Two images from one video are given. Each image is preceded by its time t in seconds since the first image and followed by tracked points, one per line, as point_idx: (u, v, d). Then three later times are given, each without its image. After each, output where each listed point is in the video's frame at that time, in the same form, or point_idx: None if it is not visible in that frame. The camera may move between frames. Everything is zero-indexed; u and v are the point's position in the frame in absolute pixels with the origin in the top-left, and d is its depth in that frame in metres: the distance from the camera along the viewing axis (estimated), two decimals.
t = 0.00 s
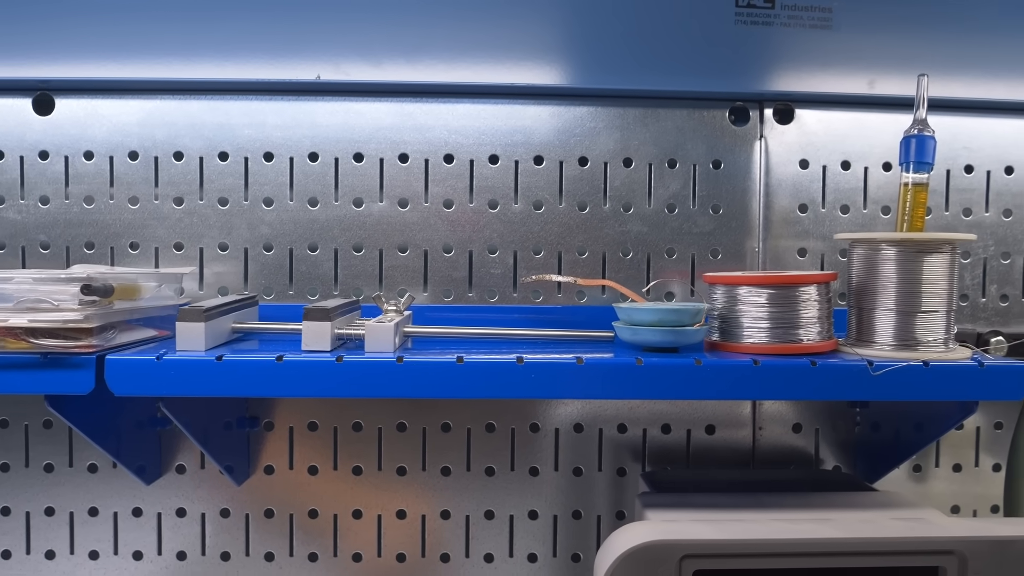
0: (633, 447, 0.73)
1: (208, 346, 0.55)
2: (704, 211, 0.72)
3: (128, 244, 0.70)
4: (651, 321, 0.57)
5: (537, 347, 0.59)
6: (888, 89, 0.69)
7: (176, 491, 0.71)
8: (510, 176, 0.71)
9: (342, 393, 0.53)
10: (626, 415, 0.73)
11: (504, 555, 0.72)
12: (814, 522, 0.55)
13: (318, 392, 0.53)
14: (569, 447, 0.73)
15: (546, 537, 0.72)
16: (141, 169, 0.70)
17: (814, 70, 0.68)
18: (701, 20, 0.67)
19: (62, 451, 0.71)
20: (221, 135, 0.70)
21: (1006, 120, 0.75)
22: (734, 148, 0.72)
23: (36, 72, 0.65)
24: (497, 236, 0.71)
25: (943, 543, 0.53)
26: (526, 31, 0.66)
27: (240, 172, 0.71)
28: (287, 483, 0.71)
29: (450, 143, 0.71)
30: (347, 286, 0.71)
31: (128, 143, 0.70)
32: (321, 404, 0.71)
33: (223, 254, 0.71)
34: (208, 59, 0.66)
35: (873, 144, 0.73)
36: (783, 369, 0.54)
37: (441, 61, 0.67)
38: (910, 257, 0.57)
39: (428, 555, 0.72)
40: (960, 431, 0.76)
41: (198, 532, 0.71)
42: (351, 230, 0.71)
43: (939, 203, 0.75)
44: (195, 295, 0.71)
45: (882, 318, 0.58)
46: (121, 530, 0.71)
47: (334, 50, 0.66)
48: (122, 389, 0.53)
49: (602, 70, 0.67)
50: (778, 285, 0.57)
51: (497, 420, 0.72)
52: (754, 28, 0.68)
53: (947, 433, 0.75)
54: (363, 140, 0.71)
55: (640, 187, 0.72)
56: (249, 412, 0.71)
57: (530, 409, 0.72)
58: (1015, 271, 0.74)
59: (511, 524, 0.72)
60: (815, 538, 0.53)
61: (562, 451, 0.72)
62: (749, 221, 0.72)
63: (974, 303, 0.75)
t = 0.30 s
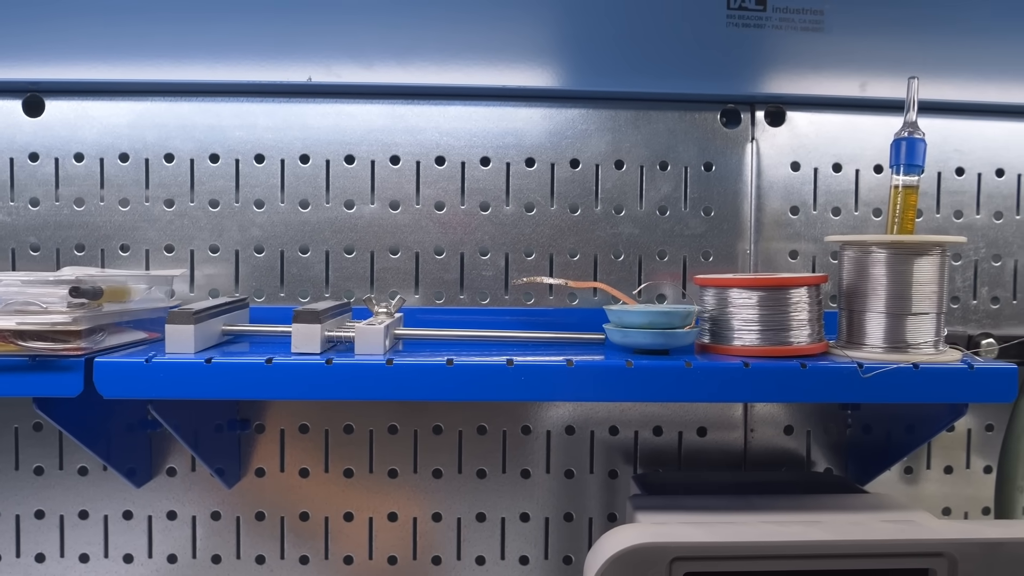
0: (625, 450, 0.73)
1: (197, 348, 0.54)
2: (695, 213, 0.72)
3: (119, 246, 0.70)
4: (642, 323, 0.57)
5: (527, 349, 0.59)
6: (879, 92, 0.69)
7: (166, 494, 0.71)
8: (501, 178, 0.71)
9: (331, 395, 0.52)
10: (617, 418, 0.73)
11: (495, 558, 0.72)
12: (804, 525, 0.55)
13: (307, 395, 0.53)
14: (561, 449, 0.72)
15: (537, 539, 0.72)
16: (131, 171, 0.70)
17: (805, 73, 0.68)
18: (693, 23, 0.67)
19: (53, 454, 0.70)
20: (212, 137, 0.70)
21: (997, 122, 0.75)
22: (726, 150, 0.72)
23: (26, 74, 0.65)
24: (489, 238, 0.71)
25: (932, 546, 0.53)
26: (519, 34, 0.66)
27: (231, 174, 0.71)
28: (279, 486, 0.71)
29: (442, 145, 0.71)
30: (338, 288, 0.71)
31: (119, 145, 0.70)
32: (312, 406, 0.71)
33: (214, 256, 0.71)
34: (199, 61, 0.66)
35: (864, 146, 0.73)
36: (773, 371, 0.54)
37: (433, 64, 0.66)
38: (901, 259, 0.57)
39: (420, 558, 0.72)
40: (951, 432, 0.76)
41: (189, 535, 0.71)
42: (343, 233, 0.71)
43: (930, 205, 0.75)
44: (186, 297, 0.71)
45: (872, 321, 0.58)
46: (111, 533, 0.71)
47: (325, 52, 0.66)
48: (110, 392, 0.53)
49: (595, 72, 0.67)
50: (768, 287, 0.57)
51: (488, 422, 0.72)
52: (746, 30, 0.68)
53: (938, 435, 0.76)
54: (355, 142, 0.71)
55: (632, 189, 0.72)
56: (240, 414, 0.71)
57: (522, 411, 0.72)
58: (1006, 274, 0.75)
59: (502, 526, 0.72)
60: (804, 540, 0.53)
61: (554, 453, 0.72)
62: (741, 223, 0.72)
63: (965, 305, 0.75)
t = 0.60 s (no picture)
0: (617, 446, 0.73)
1: (187, 344, 0.54)
2: (688, 209, 0.72)
3: (109, 241, 0.70)
4: (634, 319, 0.56)
5: (519, 345, 0.59)
6: (873, 88, 0.69)
7: (157, 491, 0.71)
8: (493, 174, 0.71)
9: (320, 391, 0.52)
10: (610, 414, 0.72)
11: (487, 555, 0.72)
12: (796, 521, 0.55)
13: (296, 390, 0.53)
14: (553, 446, 0.72)
15: (530, 537, 0.72)
16: (121, 166, 0.70)
17: (799, 69, 0.68)
18: (687, 19, 0.67)
19: (42, 451, 0.70)
20: (202, 132, 0.70)
21: (990, 119, 0.75)
22: (719, 146, 0.72)
23: (13, 68, 0.65)
24: (481, 234, 0.71)
25: (924, 542, 0.53)
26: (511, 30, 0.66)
27: (222, 169, 0.70)
28: (270, 483, 0.71)
29: (434, 140, 0.71)
30: (330, 284, 0.70)
31: (109, 139, 0.70)
32: (303, 403, 0.71)
33: (205, 252, 0.70)
34: (189, 56, 0.65)
35: (857, 143, 0.73)
36: (766, 367, 0.53)
37: (425, 59, 0.66)
38: (893, 254, 0.57)
39: (411, 555, 0.71)
40: (943, 429, 0.76)
41: (179, 532, 0.71)
42: (334, 228, 0.70)
43: (923, 202, 0.75)
44: (176, 293, 0.71)
45: (864, 316, 0.58)
46: (101, 530, 0.70)
47: (316, 47, 0.65)
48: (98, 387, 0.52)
49: (588, 68, 0.67)
50: (761, 282, 0.57)
51: (480, 419, 0.72)
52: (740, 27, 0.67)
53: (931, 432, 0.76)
54: (346, 137, 0.71)
55: (624, 185, 0.72)
56: (231, 411, 0.70)
57: (514, 408, 0.72)
58: (999, 270, 0.74)
59: (494, 523, 0.72)
60: (796, 536, 0.53)
61: (547, 450, 0.72)
62: (733, 220, 0.72)
63: (958, 302, 0.75)
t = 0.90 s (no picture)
0: (613, 448, 0.73)
1: (183, 346, 0.54)
2: (683, 212, 0.72)
3: (106, 243, 0.70)
4: (628, 321, 0.56)
5: (514, 347, 0.59)
6: (866, 91, 0.69)
7: (153, 492, 0.71)
8: (489, 176, 0.71)
9: (316, 394, 0.52)
10: (605, 416, 0.73)
11: (483, 556, 0.72)
12: (790, 523, 0.55)
13: (291, 393, 0.53)
14: (549, 448, 0.72)
15: (525, 538, 0.72)
16: (118, 169, 0.70)
17: (793, 72, 0.68)
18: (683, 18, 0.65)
19: (39, 452, 0.70)
20: (199, 134, 0.70)
21: (983, 121, 0.75)
22: (714, 149, 0.72)
23: (10, 71, 0.65)
24: (477, 236, 0.71)
25: (918, 544, 0.53)
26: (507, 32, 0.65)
27: (218, 172, 0.70)
28: (266, 484, 0.71)
29: (430, 143, 0.71)
30: (326, 286, 0.71)
31: (105, 142, 0.70)
32: (300, 405, 0.71)
33: (202, 254, 0.70)
34: (185, 59, 0.65)
35: (851, 145, 0.73)
36: (760, 370, 0.53)
37: (420, 62, 0.66)
38: (888, 258, 0.57)
39: (407, 556, 0.71)
40: (938, 431, 0.76)
41: (175, 533, 0.71)
42: (330, 231, 0.70)
43: (918, 205, 0.75)
44: (173, 295, 0.71)
45: (858, 320, 0.58)
46: (97, 531, 0.71)
47: (311, 50, 0.65)
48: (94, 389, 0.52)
49: (584, 71, 0.67)
50: (755, 285, 0.57)
51: (476, 421, 0.72)
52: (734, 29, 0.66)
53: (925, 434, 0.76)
54: (342, 140, 0.71)
55: (620, 188, 0.72)
56: (227, 412, 0.71)
57: (510, 410, 0.72)
58: (994, 273, 0.75)
59: (490, 525, 0.72)
60: (790, 538, 0.53)
61: (542, 452, 0.72)
62: (728, 222, 0.72)
63: (952, 305, 0.75)
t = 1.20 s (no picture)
0: (610, 450, 0.73)
1: (178, 347, 0.54)
2: (681, 213, 0.72)
3: (102, 244, 0.70)
4: (626, 323, 0.56)
5: (511, 348, 0.59)
6: (865, 92, 0.69)
7: (149, 494, 0.70)
8: (486, 177, 0.71)
9: (311, 395, 0.52)
10: (603, 418, 0.72)
11: (480, 558, 0.72)
12: (788, 525, 0.55)
13: (287, 394, 0.52)
14: (546, 449, 0.72)
15: (522, 540, 0.72)
16: (114, 169, 0.70)
17: (791, 73, 0.68)
18: (682, 20, 0.66)
19: (34, 454, 0.70)
20: (195, 135, 0.70)
21: (981, 122, 0.75)
22: (711, 150, 0.72)
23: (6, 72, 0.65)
24: (474, 237, 0.71)
25: (916, 546, 0.53)
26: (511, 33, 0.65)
27: (214, 172, 0.70)
28: (262, 486, 0.71)
29: (427, 144, 0.71)
30: (322, 287, 0.70)
31: (101, 143, 0.70)
32: (296, 406, 0.71)
33: (198, 255, 0.70)
34: (181, 60, 0.65)
35: (849, 146, 0.73)
36: (757, 371, 0.53)
37: (418, 63, 0.66)
38: (885, 259, 0.57)
39: (404, 558, 0.71)
40: (936, 433, 0.76)
41: (171, 536, 0.71)
42: (326, 232, 0.70)
43: (916, 206, 0.75)
44: (169, 297, 0.71)
45: (856, 321, 0.57)
46: (93, 533, 0.70)
47: (308, 51, 0.65)
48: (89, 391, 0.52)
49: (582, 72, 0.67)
50: (752, 286, 0.57)
51: (473, 423, 0.72)
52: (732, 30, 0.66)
53: (924, 436, 0.76)
54: (339, 141, 0.71)
55: (617, 188, 0.72)
56: (224, 414, 0.70)
57: (507, 412, 0.72)
58: (991, 274, 0.75)
59: (487, 526, 0.72)
60: (787, 540, 0.53)
61: (540, 453, 0.72)
62: (726, 223, 0.72)
63: (950, 306, 0.75)
